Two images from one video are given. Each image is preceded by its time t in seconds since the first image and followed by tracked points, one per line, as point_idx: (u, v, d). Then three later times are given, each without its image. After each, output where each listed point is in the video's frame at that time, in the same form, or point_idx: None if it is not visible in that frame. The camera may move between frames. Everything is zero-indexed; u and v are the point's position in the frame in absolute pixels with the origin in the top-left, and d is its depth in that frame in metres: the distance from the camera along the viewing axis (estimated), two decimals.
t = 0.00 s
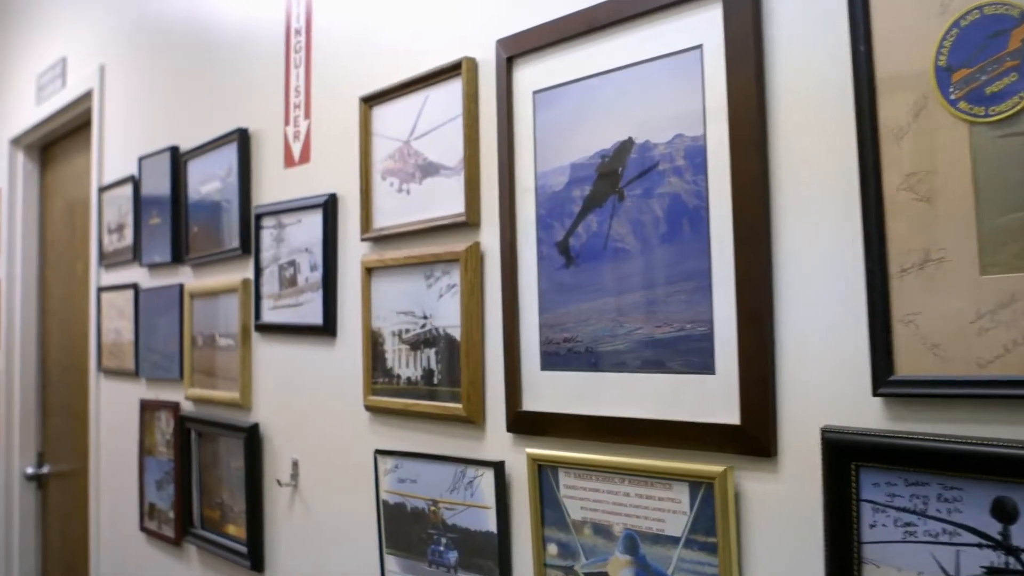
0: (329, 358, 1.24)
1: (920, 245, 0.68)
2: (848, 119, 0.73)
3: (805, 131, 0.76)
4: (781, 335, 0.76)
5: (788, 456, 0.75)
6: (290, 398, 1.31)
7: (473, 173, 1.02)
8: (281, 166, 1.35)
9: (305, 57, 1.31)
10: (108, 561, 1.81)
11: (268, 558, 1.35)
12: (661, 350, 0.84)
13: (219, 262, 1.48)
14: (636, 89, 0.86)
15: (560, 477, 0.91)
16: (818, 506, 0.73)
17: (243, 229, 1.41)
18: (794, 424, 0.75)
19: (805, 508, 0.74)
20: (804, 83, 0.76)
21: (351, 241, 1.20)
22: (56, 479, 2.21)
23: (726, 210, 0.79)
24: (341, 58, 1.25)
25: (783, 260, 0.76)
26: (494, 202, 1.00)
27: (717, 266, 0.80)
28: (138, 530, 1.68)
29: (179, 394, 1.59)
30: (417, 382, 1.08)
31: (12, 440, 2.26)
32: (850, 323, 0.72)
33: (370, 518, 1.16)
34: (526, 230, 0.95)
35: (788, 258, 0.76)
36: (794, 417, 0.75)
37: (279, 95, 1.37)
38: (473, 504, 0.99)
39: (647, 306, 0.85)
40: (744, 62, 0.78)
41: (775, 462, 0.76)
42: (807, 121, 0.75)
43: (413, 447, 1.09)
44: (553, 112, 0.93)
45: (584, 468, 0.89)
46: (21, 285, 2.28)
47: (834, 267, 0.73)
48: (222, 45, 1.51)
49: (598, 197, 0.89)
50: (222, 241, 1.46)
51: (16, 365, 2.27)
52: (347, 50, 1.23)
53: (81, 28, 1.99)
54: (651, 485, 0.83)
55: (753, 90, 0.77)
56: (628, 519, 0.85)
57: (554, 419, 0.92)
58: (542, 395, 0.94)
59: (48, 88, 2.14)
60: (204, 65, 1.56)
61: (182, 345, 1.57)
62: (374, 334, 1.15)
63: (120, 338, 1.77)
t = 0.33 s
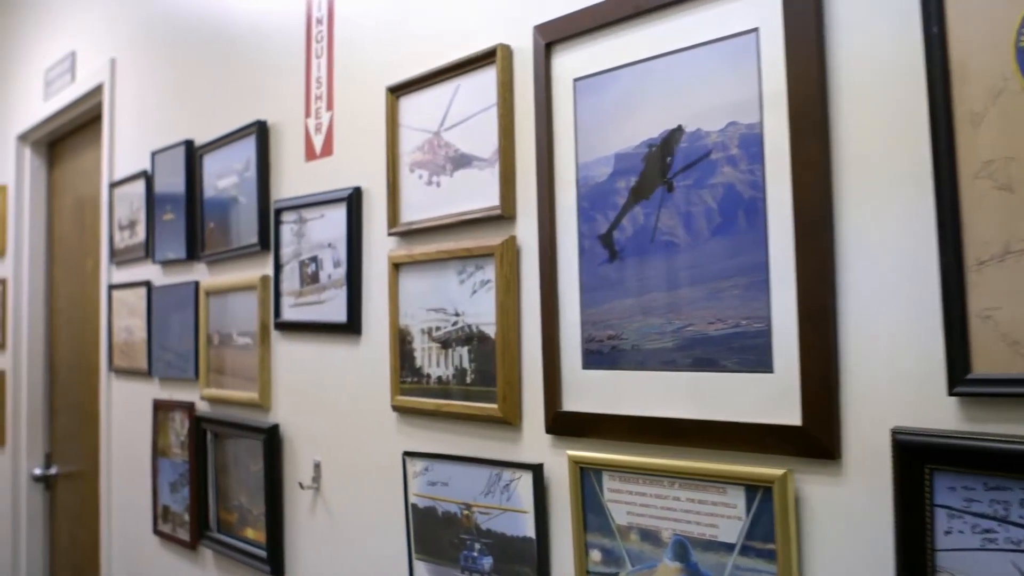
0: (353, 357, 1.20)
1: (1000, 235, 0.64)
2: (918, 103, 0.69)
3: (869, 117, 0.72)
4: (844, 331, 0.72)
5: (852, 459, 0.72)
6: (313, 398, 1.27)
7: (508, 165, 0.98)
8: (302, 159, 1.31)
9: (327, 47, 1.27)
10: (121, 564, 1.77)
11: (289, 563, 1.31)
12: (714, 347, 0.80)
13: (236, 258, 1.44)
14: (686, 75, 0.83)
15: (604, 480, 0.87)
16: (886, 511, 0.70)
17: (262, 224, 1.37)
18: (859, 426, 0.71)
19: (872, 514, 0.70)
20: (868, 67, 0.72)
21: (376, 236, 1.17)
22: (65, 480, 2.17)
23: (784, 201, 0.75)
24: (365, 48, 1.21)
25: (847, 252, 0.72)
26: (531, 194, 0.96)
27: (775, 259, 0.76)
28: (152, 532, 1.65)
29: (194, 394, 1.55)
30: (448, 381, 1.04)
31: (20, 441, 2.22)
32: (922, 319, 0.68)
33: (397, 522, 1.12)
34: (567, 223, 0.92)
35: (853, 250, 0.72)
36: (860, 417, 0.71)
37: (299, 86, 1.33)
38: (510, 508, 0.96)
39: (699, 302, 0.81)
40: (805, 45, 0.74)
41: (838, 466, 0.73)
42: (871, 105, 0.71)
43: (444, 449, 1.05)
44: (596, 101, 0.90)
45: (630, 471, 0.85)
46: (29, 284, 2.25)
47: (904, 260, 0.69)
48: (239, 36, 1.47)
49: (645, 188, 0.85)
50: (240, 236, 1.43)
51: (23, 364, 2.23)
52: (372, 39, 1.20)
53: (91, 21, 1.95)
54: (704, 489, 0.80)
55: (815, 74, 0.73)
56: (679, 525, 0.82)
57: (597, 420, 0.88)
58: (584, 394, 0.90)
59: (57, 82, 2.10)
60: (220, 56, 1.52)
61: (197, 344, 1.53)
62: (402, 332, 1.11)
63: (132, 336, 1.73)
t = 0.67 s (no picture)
0: (383, 356, 1.15)
1: None
2: (1008, 82, 0.64)
3: (952, 98, 0.67)
4: (925, 327, 0.68)
5: (934, 463, 0.67)
6: (339, 398, 1.23)
7: (552, 153, 0.94)
8: (327, 150, 1.27)
9: (353, 34, 1.23)
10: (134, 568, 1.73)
11: (314, 568, 1.27)
12: (781, 344, 0.75)
13: (257, 254, 1.39)
14: (748, 58, 0.78)
15: (658, 484, 0.83)
16: (973, 519, 0.65)
17: (284, 218, 1.32)
18: (942, 427, 0.67)
19: (957, 522, 0.66)
20: (951, 45, 0.67)
21: (407, 230, 1.12)
22: (74, 482, 2.13)
23: (859, 189, 0.71)
24: (395, 34, 1.16)
25: (927, 243, 0.68)
26: (577, 184, 0.92)
27: (848, 251, 0.72)
28: (167, 536, 1.60)
29: (212, 394, 1.50)
30: (487, 380, 1.00)
31: (28, 442, 2.18)
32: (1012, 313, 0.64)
33: (431, 527, 1.08)
34: (617, 214, 0.87)
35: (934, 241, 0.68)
36: (942, 419, 0.67)
37: (324, 75, 1.28)
38: (555, 514, 0.91)
39: (764, 296, 0.77)
40: (882, 23, 0.69)
41: (918, 470, 0.68)
42: (956, 85, 0.66)
43: (482, 451, 1.01)
44: (650, 86, 0.85)
45: (687, 475, 0.81)
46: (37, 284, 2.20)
47: (992, 250, 0.65)
48: (258, 25, 1.43)
49: (704, 177, 0.81)
50: (261, 231, 1.38)
51: (32, 363, 2.19)
52: (402, 25, 1.15)
53: (103, 12, 1.91)
54: (769, 494, 0.76)
55: (893, 53, 0.69)
56: (741, 532, 0.77)
57: (650, 421, 0.84)
58: (636, 394, 0.86)
59: (67, 76, 2.05)
60: (239, 46, 1.47)
61: (215, 342, 1.48)
62: (436, 329, 1.06)
63: (146, 335, 1.69)
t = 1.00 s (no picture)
0: (416, 354, 1.10)
1: None
2: None
3: None
4: None
5: None
6: (369, 397, 1.18)
7: (603, 140, 0.89)
8: (356, 141, 1.22)
9: (384, 19, 1.18)
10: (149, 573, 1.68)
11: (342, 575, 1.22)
12: (861, 340, 0.71)
13: (279, 249, 1.34)
14: (823, 37, 0.74)
15: (724, 489, 0.79)
16: None
17: (310, 211, 1.27)
18: None
19: None
20: None
21: (442, 222, 1.07)
22: (84, 484, 2.09)
23: (950, 175, 0.67)
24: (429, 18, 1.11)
25: None
26: (632, 173, 0.87)
27: (938, 240, 0.67)
28: (184, 540, 1.56)
29: (232, 393, 1.46)
30: (532, 380, 0.95)
31: (36, 443, 2.14)
32: None
33: (469, 533, 1.03)
34: (677, 204, 0.83)
35: None
36: None
37: (352, 63, 1.23)
38: (610, 520, 0.87)
39: (842, 290, 0.72)
40: None
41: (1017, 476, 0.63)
42: None
43: (526, 453, 0.96)
44: (713, 68, 0.81)
45: (757, 479, 0.76)
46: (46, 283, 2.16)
47: None
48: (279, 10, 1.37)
49: (774, 164, 0.76)
50: (285, 226, 1.33)
51: (41, 363, 2.14)
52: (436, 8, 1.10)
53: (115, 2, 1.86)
54: (848, 499, 0.71)
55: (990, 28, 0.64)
56: (817, 540, 0.73)
57: (714, 423, 0.79)
58: (699, 394, 0.81)
59: (78, 69, 2.00)
60: (259, 33, 1.42)
61: (236, 340, 1.44)
62: (475, 326, 1.01)
63: (162, 333, 1.64)
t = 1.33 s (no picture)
0: (454, 352, 1.06)
1: None
2: None
3: None
4: None
5: None
6: (401, 397, 1.13)
7: (660, 127, 0.85)
8: (387, 130, 1.17)
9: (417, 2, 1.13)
10: None
11: None
12: (953, 337, 0.66)
13: (303, 244, 1.29)
14: (909, 13, 0.69)
15: (799, 494, 0.74)
16: None
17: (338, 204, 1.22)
18: None
19: None
20: None
21: (482, 215, 1.02)
22: (96, 486, 2.05)
23: None
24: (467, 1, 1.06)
25: None
26: (693, 160, 0.83)
27: None
28: (203, 545, 1.51)
29: (253, 394, 1.41)
30: (582, 379, 0.90)
31: (46, 444, 2.10)
32: None
33: (511, 540, 0.98)
34: (746, 192, 0.78)
35: None
36: None
37: (383, 49, 1.18)
38: (670, 527, 0.82)
39: (931, 282, 0.67)
40: None
41: None
42: None
43: (575, 456, 0.91)
44: (785, 48, 0.76)
45: (835, 484, 0.72)
46: (55, 281, 2.11)
47: None
48: None
49: (853, 149, 0.72)
50: (310, 220, 1.28)
51: (51, 362, 2.10)
52: None
53: None
54: (939, 506, 0.66)
55: None
56: (904, 549, 0.68)
57: (787, 424, 0.75)
58: (769, 394, 0.77)
59: (89, 62, 1.96)
60: (280, 19, 1.37)
61: (258, 338, 1.39)
62: (519, 323, 0.97)
63: (179, 331, 1.59)
